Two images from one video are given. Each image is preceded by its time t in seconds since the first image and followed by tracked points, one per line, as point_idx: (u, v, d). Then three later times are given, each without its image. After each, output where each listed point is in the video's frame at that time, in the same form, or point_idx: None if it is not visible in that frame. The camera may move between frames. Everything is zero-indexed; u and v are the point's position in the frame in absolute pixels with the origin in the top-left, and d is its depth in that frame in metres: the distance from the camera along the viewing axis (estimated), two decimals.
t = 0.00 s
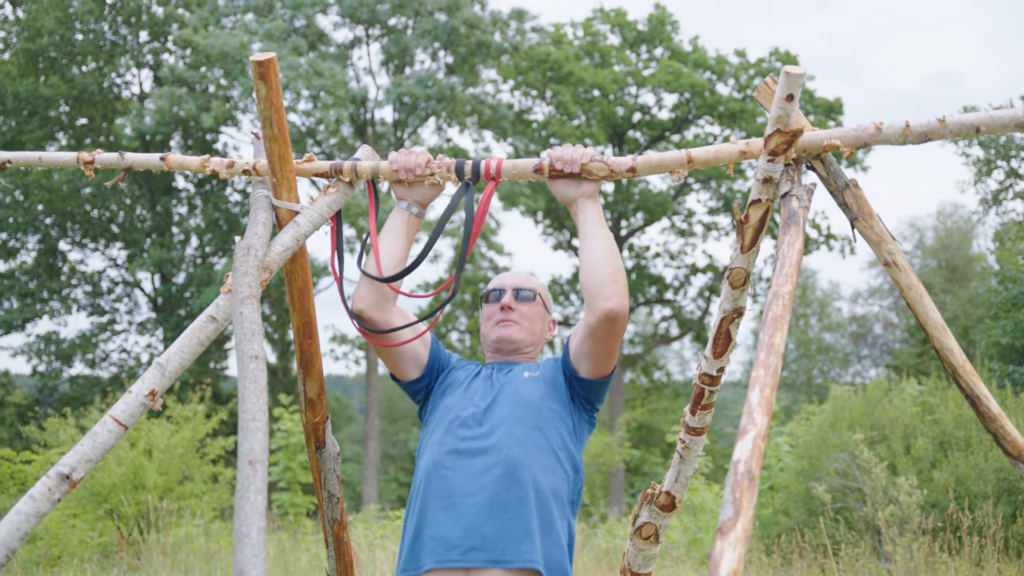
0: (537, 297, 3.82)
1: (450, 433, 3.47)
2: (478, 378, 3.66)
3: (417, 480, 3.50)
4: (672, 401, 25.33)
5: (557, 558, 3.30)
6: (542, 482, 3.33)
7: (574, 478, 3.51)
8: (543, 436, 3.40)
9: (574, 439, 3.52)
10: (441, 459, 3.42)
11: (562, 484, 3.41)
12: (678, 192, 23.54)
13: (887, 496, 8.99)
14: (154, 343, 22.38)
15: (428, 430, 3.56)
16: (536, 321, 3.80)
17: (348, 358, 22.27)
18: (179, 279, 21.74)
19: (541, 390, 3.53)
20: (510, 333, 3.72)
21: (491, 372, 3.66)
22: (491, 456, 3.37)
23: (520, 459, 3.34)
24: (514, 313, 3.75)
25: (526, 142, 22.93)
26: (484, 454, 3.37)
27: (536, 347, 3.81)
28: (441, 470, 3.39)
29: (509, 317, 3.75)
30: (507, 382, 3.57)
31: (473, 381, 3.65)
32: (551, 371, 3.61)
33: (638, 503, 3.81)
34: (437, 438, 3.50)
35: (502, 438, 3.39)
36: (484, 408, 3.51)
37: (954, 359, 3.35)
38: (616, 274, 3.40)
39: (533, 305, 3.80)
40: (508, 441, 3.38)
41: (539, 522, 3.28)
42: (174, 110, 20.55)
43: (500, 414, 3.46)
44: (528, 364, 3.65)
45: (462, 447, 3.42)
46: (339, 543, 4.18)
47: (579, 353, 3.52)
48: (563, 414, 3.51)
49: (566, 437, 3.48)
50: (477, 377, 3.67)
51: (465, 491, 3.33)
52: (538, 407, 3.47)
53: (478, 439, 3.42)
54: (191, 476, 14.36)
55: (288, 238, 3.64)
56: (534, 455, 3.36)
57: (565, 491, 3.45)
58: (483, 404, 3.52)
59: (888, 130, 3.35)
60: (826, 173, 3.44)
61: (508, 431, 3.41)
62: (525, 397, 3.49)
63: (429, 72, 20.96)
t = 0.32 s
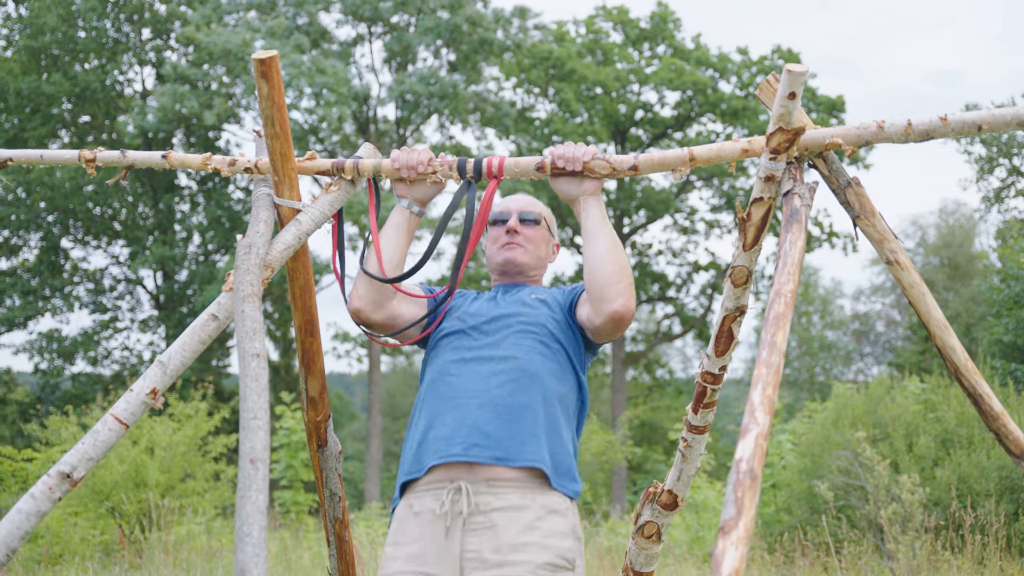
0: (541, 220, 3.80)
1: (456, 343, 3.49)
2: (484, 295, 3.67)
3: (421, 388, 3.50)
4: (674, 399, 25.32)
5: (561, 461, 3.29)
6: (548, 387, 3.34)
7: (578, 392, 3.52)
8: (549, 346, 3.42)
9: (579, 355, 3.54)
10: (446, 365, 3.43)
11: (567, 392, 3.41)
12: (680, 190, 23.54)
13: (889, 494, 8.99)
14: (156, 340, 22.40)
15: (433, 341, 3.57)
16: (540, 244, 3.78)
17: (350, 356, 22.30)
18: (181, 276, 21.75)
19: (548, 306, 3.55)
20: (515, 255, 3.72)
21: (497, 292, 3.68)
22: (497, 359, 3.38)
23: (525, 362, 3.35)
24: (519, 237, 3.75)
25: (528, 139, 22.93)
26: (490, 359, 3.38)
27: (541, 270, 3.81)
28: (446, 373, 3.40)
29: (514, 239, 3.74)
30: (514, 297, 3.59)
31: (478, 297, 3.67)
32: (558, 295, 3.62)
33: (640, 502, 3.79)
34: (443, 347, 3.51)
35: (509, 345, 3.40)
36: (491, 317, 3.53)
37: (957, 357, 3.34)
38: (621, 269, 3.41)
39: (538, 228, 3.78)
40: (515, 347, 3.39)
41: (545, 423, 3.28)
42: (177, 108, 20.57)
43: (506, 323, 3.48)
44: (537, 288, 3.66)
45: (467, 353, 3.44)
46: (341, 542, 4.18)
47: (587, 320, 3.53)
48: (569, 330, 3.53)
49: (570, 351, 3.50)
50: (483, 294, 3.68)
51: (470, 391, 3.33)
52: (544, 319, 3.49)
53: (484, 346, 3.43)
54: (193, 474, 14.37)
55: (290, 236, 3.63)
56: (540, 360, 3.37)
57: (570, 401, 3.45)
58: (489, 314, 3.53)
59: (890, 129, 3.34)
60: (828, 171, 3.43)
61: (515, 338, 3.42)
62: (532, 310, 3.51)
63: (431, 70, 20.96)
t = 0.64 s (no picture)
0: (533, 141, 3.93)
1: (459, 299, 3.59)
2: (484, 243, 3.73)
3: (426, 343, 3.63)
4: (673, 416, 25.29)
5: (563, 418, 3.44)
6: (550, 349, 3.46)
7: (578, 342, 3.64)
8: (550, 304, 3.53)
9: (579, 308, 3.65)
10: (450, 324, 3.55)
11: (568, 349, 3.54)
12: (679, 207, 23.61)
13: (888, 511, 8.95)
14: (154, 357, 22.37)
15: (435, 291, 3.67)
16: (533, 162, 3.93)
17: (348, 373, 22.27)
18: (179, 292, 21.76)
19: (549, 262, 3.62)
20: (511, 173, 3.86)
21: (497, 233, 3.73)
22: (500, 322, 3.49)
23: (527, 324, 3.46)
24: (513, 155, 3.88)
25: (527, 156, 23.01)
26: (493, 320, 3.49)
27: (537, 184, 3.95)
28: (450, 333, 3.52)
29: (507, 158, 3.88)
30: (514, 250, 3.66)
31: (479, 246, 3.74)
32: (561, 247, 3.68)
33: (639, 520, 3.79)
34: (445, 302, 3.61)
35: (511, 306, 3.50)
36: (493, 274, 3.61)
37: (956, 376, 3.34)
38: (632, 298, 3.55)
39: (530, 147, 3.92)
40: (517, 308, 3.49)
41: (548, 384, 3.42)
42: (176, 125, 20.64)
43: (507, 281, 3.56)
44: (541, 236, 3.70)
45: (471, 311, 3.54)
46: (339, 560, 4.16)
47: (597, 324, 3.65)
48: (568, 285, 3.62)
49: (571, 307, 3.60)
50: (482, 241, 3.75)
51: (474, 353, 3.45)
52: (545, 278, 3.57)
53: (487, 304, 3.53)
54: (189, 492, 14.31)
55: (288, 254, 3.63)
56: (542, 322, 3.48)
57: (571, 355, 3.59)
58: (491, 269, 3.61)
59: (889, 147, 3.35)
60: (826, 189, 3.44)
61: (516, 299, 3.52)
62: (533, 268, 3.58)
63: (430, 87, 21.06)
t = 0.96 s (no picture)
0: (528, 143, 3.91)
1: (464, 320, 3.57)
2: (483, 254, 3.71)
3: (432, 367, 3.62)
4: (672, 417, 25.29)
5: (576, 434, 3.45)
6: (559, 368, 3.47)
7: (583, 353, 3.65)
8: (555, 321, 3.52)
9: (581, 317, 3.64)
10: (456, 348, 3.54)
11: (575, 363, 3.55)
12: (678, 209, 23.63)
13: (887, 513, 8.94)
14: (153, 358, 22.36)
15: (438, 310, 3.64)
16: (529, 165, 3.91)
17: (347, 374, 22.28)
18: (179, 294, 21.76)
19: (551, 275, 3.60)
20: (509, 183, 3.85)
21: (496, 242, 3.74)
22: (507, 343, 3.48)
23: (534, 344, 3.46)
24: (509, 161, 3.87)
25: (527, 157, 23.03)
26: (500, 344, 3.48)
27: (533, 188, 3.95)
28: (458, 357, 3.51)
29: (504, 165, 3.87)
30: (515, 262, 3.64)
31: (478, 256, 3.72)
32: (560, 255, 3.65)
33: (637, 523, 3.78)
34: (449, 323, 3.59)
35: (517, 328, 3.49)
36: (494, 291, 3.58)
37: (955, 378, 3.34)
38: (631, 303, 3.56)
39: (526, 150, 3.90)
40: (525, 329, 3.48)
41: (559, 405, 3.43)
42: (175, 126, 20.63)
43: (511, 300, 3.54)
44: (540, 244, 3.68)
45: (478, 333, 3.53)
46: (337, 561, 4.16)
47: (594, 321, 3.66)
48: (569, 296, 3.61)
49: (574, 319, 3.59)
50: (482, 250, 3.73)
51: (484, 378, 3.45)
52: (549, 294, 3.55)
53: (494, 325, 3.52)
54: (188, 493, 14.30)
55: (287, 255, 3.63)
56: (549, 340, 3.48)
57: (578, 368, 3.60)
58: (493, 286, 3.59)
59: (889, 149, 3.35)
60: (826, 192, 3.44)
61: (524, 319, 3.50)
62: (536, 283, 3.56)
63: (430, 88, 21.07)
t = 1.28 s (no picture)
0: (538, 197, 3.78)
1: (464, 361, 3.52)
2: (485, 296, 3.72)
3: (430, 409, 3.57)
4: (669, 415, 25.30)
5: (574, 480, 3.40)
6: (559, 412, 3.41)
7: (585, 399, 3.60)
8: (557, 366, 3.47)
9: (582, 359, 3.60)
10: (455, 391, 3.49)
11: (575, 407, 3.50)
12: (675, 206, 23.64)
13: (884, 510, 8.96)
14: (150, 355, 22.35)
15: (436, 351, 3.61)
16: (539, 223, 3.78)
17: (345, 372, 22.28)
18: (176, 291, 21.73)
19: (551, 317, 3.56)
20: (516, 245, 3.74)
21: (495, 287, 3.74)
22: (507, 388, 3.43)
23: (534, 389, 3.41)
24: (517, 220, 3.73)
25: (524, 155, 23.03)
26: (500, 387, 3.43)
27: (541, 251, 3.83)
28: (457, 400, 3.46)
29: (512, 223, 3.73)
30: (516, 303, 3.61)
31: (480, 298, 3.72)
32: (562, 298, 3.63)
33: (635, 519, 3.78)
34: (447, 365, 3.55)
35: (517, 371, 3.44)
36: (495, 335, 3.54)
37: (953, 375, 3.34)
38: (628, 294, 3.42)
39: (535, 207, 3.77)
40: (524, 372, 3.43)
41: (560, 451, 3.38)
42: (172, 123, 20.59)
43: (512, 341, 3.50)
44: (540, 286, 3.67)
45: (477, 375, 3.48)
46: (335, 558, 4.16)
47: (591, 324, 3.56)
48: (571, 338, 3.56)
49: (575, 361, 3.54)
50: (483, 294, 3.73)
51: (483, 422, 3.40)
52: (549, 337, 3.50)
53: (494, 367, 3.47)
54: (186, 490, 14.30)
55: (284, 252, 3.62)
56: (551, 385, 3.43)
57: (578, 412, 3.55)
58: (493, 327, 3.56)
59: (887, 146, 3.35)
60: (824, 188, 3.44)
61: (523, 362, 3.45)
62: (536, 325, 3.52)
63: (427, 86, 21.04)
